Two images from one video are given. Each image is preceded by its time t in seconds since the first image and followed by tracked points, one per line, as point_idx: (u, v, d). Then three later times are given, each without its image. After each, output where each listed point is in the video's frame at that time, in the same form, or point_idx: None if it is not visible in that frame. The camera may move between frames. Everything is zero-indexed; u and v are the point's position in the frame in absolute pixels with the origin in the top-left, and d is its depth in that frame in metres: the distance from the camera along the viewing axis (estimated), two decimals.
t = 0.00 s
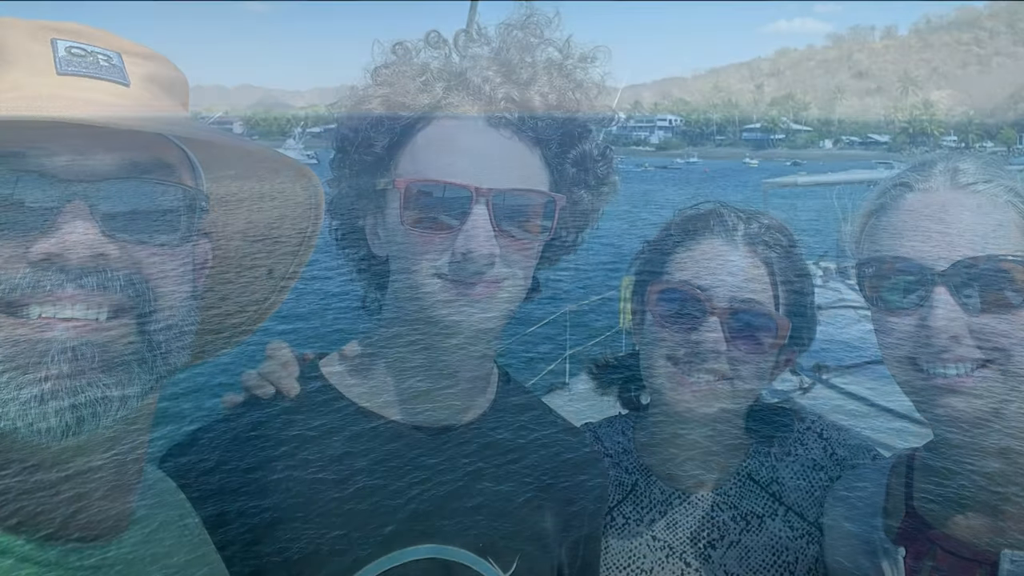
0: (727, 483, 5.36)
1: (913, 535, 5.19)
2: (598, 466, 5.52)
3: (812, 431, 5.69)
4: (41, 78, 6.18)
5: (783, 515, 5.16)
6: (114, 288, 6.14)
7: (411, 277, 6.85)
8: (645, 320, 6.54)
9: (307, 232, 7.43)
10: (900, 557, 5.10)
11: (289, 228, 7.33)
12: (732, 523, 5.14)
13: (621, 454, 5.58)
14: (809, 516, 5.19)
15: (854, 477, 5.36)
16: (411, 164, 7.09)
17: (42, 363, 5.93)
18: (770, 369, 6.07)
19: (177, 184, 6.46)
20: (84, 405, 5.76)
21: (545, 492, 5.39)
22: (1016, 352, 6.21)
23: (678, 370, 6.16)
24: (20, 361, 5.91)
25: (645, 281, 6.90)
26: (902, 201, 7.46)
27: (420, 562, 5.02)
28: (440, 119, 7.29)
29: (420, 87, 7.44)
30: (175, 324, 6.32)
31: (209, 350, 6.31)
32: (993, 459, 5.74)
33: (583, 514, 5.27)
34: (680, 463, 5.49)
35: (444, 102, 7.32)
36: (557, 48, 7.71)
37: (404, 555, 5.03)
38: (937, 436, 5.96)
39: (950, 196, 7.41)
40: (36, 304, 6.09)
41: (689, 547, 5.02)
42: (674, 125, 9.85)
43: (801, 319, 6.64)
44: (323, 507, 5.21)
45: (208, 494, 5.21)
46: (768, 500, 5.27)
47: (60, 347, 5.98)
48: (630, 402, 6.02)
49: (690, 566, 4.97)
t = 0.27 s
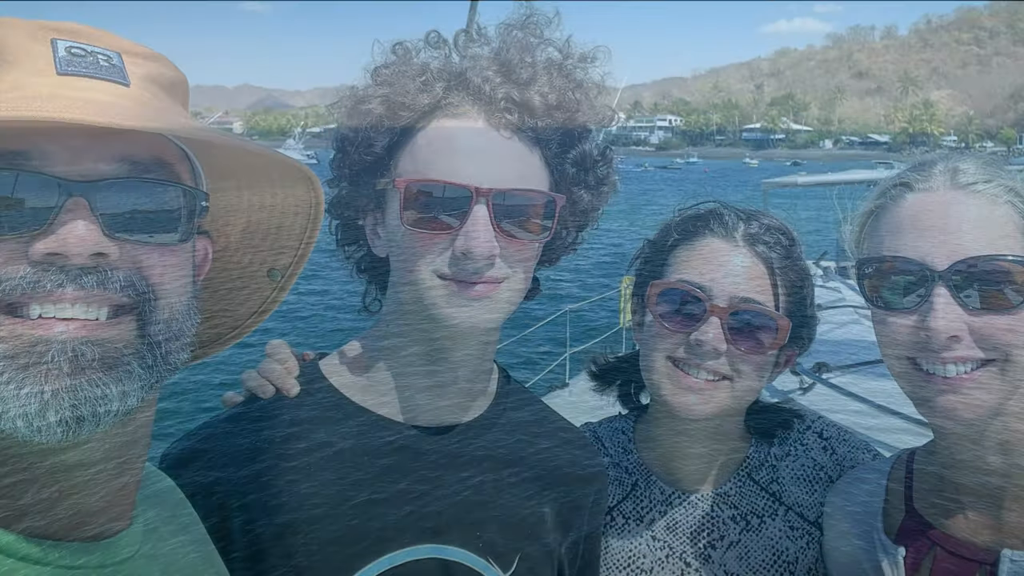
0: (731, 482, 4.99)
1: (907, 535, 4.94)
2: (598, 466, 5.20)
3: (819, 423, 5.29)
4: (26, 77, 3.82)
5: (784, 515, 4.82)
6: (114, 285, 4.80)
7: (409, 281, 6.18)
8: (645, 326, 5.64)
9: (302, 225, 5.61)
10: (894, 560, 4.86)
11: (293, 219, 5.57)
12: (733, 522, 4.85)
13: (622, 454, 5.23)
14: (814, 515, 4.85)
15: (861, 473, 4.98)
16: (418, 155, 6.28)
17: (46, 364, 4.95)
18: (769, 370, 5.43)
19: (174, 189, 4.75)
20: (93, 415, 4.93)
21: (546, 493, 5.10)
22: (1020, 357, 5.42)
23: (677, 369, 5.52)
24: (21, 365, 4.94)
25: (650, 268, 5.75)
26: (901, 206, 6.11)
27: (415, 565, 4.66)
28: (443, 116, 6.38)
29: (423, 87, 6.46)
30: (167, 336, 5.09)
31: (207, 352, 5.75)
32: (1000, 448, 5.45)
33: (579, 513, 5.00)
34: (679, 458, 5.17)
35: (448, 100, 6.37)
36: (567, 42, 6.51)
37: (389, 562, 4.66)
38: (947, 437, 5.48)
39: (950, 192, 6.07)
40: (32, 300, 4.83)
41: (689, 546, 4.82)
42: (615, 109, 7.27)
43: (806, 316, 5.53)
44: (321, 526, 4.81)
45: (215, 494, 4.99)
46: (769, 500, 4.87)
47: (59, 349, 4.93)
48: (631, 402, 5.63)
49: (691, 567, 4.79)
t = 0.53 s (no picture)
0: (733, 477, 2.81)
1: (901, 531, 2.65)
2: (578, 437, 2.94)
3: (821, 417, 2.81)
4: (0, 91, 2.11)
5: (787, 518, 2.75)
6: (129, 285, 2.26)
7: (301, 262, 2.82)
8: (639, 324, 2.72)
9: (304, 235, 2.77)
10: (889, 560, 2.63)
11: (295, 228, 2.78)
12: (731, 521, 2.80)
13: (621, 451, 2.97)
14: (814, 516, 2.78)
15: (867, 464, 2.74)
16: (414, 162, 2.48)
17: (45, 365, 2.14)
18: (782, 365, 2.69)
19: (175, 184, 2.24)
20: (101, 420, 2.23)
21: (501, 472, 2.79)
22: None
23: (678, 377, 2.66)
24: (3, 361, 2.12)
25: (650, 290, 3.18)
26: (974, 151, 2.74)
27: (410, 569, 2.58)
28: (441, 118, 2.50)
29: (417, 87, 2.54)
30: (173, 341, 2.39)
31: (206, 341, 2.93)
32: (1000, 451, 2.43)
33: (509, 521, 2.76)
34: (673, 434, 2.82)
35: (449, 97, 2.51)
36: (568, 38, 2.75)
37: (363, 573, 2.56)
38: (964, 434, 2.44)
39: (963, 192, 2.30)
40: (32, 298, 2.10)
41: (689, 545, 2.84)
42: (644, 108, 3.05)
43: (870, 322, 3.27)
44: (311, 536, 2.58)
45: (225, 488, 2.65)
46: (770, 500, 2.78)
47: (58, 357, 2.15)
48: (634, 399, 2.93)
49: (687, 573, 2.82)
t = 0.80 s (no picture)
0: (730, 477, 3.71)
1: (896, 531, 3.24)
2: (575, 441, 3.40)
3: (815, 421, 3.95)
4: None
5: (782, 513, 3.58)
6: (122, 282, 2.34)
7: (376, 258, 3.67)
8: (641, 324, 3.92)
9: (305, 234, 3.27)
10: (885, 558, 3.18)
11: (295, 226, 3.26)
12: (729, 520, 3.60)
13: (619, 451, 3.89)
14: (811, 513, 3.62)
15: (863, 467, 3.54)
16: (414, 163, 3.22)
17: (47, 366, 2.16)
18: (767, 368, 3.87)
19: (173, 186, 2.51)
20: (103, 420, 2.24)
21: (500, 472, 3.07)
22: None
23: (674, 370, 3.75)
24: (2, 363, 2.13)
25: (646, 270, 4.15)
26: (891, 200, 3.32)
27: (409, 568, 2.80)
28: (442, 120, 3.24)
29: (419, 90, 3.33)
30: (174, 342, 2.51)
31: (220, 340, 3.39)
32: (996, 450, 3.09)
33: (503, 519, 3.02)
34: (672, 434, 3.78)
35: (449, 100, 3.26)
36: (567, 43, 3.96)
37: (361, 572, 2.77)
38: (973, 432, 3.10)
39: (962, 193, 3.14)
40: (33, 298, 2.19)
41: (687, 544, 3.56)
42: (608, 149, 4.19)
43: (805, 307, 4.03)
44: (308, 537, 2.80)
45: (228, 488, 2.87)
46: (765, 498, 3.65)
47: (61, 357, 2.18)
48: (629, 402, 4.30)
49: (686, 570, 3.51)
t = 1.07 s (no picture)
0: (727, 475, 3.75)
1: (891, 527, 3.22)
2: (573, 437, 3.39)
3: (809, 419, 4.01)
4: (4, 94, 2.00)
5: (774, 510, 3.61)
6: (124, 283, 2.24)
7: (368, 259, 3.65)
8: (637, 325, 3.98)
9: (305, 232, 3.22)
10: (880, 556, 3.17)
11: (297, 227, 3.23)
12: (725, 518, 3.61)
13: (615, 448, 3.97)
14: (805, 511, 3.65)
15: (858, 465, 3.52)
16: (414, 165, 3.29)
17: (51, 365, 2.05)
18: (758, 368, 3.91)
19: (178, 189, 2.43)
20: (107, 420, 2.11)
21: (500, 470, 3.07)
22: None
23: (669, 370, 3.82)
24: (4, 361, 2.03)
25: (643, 270, 4.19)
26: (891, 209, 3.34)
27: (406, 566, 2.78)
28: (442, 122, 3.33)
29: (418, 91, 3.46)
30: (177, 342, 2.40)
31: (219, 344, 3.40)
32: (990, 449, 3.06)
33: (502, 516, 3.01)
34: (670, 432, 3.82)
35: (449, 103, 3.36)
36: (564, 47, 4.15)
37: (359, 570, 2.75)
38: (956, 434, 3.09)
39: (958, 194, 3.10)
40: (37, 297, 2.09)
41: (683, 542, 3.57)
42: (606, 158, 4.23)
43: (800, 309, 4.07)
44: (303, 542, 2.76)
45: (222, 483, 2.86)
46: (759, 495, 3.67)
47: (64, 356, 2.08)
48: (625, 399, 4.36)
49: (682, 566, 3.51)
